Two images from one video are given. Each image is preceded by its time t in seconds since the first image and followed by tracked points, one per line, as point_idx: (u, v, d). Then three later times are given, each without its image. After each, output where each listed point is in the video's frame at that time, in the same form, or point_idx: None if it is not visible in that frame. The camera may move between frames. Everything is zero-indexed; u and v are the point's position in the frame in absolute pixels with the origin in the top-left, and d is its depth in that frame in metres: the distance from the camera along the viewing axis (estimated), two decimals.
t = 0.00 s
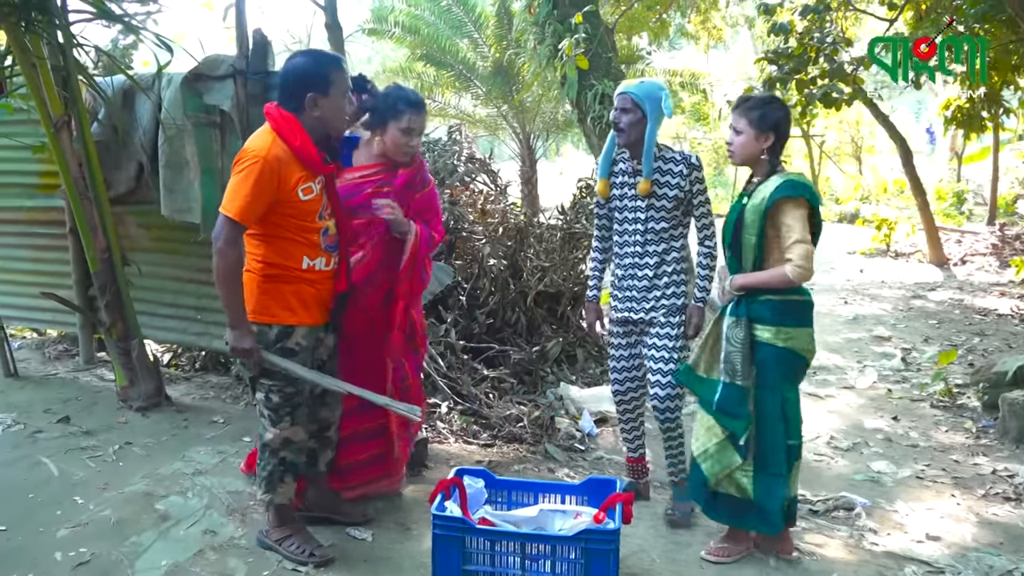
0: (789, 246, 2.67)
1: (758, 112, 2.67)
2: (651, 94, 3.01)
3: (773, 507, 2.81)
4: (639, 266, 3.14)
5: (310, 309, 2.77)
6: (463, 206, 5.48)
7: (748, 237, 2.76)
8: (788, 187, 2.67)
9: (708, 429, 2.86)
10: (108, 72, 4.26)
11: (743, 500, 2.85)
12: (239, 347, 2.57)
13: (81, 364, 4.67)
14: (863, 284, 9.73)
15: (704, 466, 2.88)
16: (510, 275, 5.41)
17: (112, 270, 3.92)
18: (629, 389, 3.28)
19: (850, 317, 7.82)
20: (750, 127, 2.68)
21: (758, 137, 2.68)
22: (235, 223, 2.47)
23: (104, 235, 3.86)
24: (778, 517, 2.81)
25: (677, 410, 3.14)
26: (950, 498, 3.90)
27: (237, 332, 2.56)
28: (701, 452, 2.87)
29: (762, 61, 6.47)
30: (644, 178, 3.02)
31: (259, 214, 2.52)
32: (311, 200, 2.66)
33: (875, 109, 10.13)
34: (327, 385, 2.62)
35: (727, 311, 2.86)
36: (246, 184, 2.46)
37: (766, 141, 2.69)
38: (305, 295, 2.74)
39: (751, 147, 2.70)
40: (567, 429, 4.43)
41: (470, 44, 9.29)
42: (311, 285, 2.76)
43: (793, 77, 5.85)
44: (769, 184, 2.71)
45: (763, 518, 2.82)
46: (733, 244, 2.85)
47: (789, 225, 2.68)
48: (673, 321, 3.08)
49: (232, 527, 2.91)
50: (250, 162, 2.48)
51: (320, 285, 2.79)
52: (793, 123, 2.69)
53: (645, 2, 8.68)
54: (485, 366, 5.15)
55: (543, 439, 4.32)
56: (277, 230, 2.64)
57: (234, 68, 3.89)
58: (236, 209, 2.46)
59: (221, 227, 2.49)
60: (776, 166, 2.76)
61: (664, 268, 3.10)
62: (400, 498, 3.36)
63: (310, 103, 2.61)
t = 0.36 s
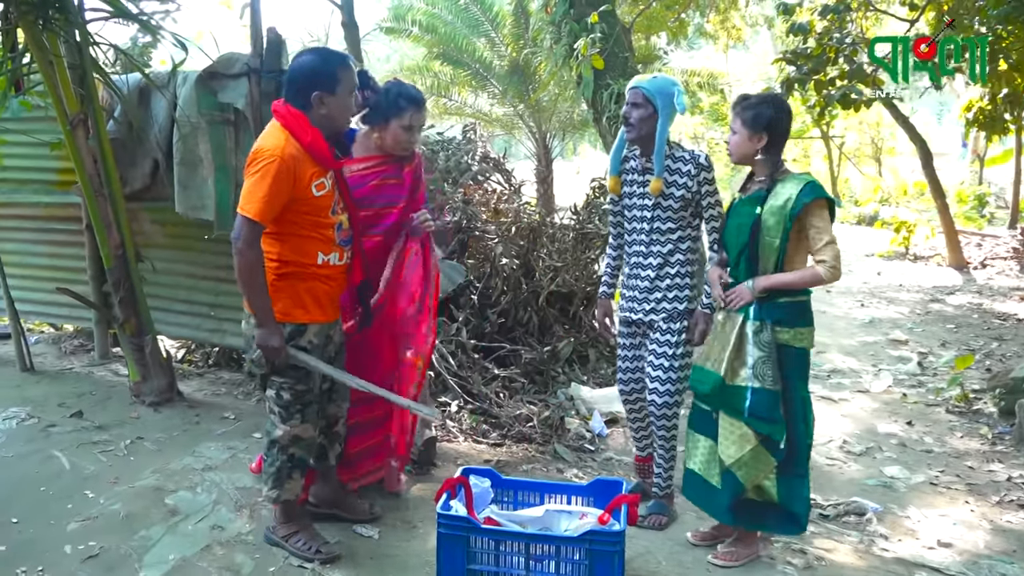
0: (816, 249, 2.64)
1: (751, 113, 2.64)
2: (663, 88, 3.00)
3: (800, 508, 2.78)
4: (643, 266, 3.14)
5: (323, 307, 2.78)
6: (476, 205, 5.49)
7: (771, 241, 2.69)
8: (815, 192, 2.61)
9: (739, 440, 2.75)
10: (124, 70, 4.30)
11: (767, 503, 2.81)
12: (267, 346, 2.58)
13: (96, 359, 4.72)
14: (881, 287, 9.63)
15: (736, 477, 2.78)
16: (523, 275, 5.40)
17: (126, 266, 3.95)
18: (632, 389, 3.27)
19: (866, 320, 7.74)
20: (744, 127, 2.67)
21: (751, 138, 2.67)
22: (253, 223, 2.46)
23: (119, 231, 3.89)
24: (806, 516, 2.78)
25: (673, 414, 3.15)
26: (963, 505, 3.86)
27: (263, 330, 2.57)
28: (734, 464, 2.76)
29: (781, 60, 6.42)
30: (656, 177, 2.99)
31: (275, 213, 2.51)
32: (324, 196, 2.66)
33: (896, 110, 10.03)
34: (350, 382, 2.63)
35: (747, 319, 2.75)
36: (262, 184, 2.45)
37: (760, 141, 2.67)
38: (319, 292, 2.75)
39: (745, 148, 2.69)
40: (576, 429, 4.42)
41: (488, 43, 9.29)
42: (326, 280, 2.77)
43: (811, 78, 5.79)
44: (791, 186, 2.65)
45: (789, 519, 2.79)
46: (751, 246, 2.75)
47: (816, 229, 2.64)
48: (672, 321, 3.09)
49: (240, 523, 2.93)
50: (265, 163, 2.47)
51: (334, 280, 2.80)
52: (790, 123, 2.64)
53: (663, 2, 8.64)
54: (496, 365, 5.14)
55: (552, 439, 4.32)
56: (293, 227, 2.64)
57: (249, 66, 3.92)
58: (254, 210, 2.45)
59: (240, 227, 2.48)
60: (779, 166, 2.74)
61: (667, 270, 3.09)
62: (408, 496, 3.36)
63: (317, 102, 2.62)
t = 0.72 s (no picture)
0: (835, 247, 2.63)
1: (759, 119, 2.61)
2: (672, 87, 2.99)
3: (819, 501, 2.78)
4: (652, 266, 3.14)
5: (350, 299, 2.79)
6: (489, 204, 5.51)
7: (789, 242, 2.65)
8: (832, 191, 2.58)
9: (763, 442, 2.68)
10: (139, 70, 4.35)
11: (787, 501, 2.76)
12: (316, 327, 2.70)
13: (112, 355, 4.78)
14: (897, 287, 9.55)
15: (760, 480, 2.71)
16: (535, 273, 5.42)
17: (140, 263, 4.00)
18: (640, 389, 3.27)
19: (881, 321, 7.68)
20: (751, 132, 2.64)
21: (760, 143, 2.64)
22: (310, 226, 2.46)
23: (133, 229, 3.94)
24: (825, 509, 2.80)
25: (683, 415, 3.17)
26: (976, 507, 3.83)
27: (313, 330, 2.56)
28: (759, 466, 2.69)
29: (796, 59, 6.38)
30: (665, 176, 2.99)
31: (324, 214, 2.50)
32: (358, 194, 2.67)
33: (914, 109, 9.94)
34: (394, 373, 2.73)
35: (767, 319, 2.69)
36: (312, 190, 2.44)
37: (769, 147, 2.64)
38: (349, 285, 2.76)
39: (753, 154, 2.66)
40: (587, 428, 4.43)
41: (503, 42, 9.30)
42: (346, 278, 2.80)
43: (827, 77, 5.75)
44: (807, 186, 2.62)
45: (809, 514, 2.79)
46: (767, 246, 2.71)
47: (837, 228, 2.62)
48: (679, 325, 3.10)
49: (250, 517, 2.96)
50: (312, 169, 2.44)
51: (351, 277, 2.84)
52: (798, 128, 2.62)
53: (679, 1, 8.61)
54: (507, 363, 5.15)
55: (562, 437, 4.33)
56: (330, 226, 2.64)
57: (262, 66, 3.98)
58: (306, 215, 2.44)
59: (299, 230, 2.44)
60: (788, 168, 2.71)
61: (675, 270, 3.09)
62: (416, 493, 3.39)
63: (335, 124, 2.52)
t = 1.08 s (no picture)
0: (850, 237, 2.64)
1: (763, 110, 2.61)
2: (672, 79, 3.00)
3: (814, 494, 2.77)
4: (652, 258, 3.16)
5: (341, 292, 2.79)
6: (489, 196, 5.53)
7: (794, 235, 2.66)
8: (839, 184, 2.59)
9: (772, 433, 2.70)
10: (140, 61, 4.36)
11: (790, 495, 2.76)
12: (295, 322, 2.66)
13: (114, 345, 4.81)
14: (899, 281, 9.53)
15: (771, 471, 2.72)
16: (535, 265, 5.43)
17: (141, 254, 4.03)
18: (636, 380, 3.29)
19: (882, 314, 7.68)
20: (755, 124, 2.63)
21: (764, 134, 2.63)
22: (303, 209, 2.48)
23: (134, 220, 3.96)
24: (820, 501, 2.79)
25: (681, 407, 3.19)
26: (971, 500, 3.84)
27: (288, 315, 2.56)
28: (770, 458, 2.71)
29: (800, 52, 6.35)
30: (665, 168, 3.01)
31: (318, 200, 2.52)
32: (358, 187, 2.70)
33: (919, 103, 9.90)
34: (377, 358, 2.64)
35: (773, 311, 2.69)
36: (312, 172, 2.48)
37: (773, 138, 2.63)
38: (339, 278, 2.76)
39: (757, 145, 2.65)
40: (585, 419, 4.45)
41: (506, 34, 9.26)
42: (344, 269, 2.81)
43: (830, 70, 5.72)
44: (813, 178, 2.62)
45: (805, 507, 2.78)
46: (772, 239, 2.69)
47: (844, 221, 2.64)
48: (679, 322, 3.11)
49: (248, 506, 2.99)
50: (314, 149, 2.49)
51: (352, 269, 2.85)
52: (802, 120, 2.62)
53: None
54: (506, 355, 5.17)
55: (560, 428, 4.35)
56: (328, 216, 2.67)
57: (262, 57, 3.99)
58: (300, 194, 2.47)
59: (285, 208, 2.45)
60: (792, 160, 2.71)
61: (675, 262, 3.11)
62: (413, 482, 3.42)
63: (351, 96, 2.64)
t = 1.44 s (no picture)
0: (842, 234, 2.66)
1: (757, 103, 2.61)
2: (666, 74, 3.01)
3: (804, 485, 2.80)
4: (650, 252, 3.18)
5: (335, 287, 2.82)
6: (491, 192, 5.55)
7: (787, 232, 2.67)
8: (833, 182, 2.61)
9: (764, 429, 2.72)
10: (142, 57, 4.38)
11: (780, 486, 2.79)
12: (275, 320, 2.62)
13: (117, 339, 4.85)
14: (902, 278, 9.52)
15: (763, 465, 2.74)
16: (536, 261, 5.44)
17: (144, 249, 4.05)
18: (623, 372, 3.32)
19: (885, 311, 7.67)
20: (749, 117, 2.63)
21: (757, 128, 2.63)
22: (288, 200, 2.50)
23: (137, 215, 3.98)
24: (809, 491, 2.82)
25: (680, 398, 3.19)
26: (970, 496, 3.85)
27: (274, 305, 2.61)
28: (762, 452, 2.72)
29: (804, 48, 6.34)
30: (662, 163, 3.03)
31: (307, 195, 2.56)
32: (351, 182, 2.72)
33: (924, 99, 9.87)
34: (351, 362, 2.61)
35: (766, 308, 2.70)
36: (300, 163, 2.50)
37: (766, 132, 2.64)
38: (333, 273, 2.79)
39: (750, 139, 2.65)
40: (586, 415, 4.46)
41: (511, 30, 9.25)
42: (341, 264, 2.82)
43: (834, 66, 5.71)
44: (808, 175, 2.63)
45: (793, 497, 2.81)
46: (765, 236, 2.69)
47: (837, 219, 2.66)
48: (682, 319, 3.13)
49: (248, 498, 3.02)
50: (303, 142, 2.51)
51: (348, 263, 2.86)
52: (795, 114, 2.63)
53: None
54: (507, 350, 5.19)
55: (560, 423, 4.37)
56: (317, 210, 2.69)
57: (265, 53, 4.02)
58: (286, 184, 2.49)
59: (270, 203, 2.50)
60: (784, 155, 2.72)
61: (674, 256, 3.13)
62: (413, 476, 3.44)
63: (352, 93, 2.68)
